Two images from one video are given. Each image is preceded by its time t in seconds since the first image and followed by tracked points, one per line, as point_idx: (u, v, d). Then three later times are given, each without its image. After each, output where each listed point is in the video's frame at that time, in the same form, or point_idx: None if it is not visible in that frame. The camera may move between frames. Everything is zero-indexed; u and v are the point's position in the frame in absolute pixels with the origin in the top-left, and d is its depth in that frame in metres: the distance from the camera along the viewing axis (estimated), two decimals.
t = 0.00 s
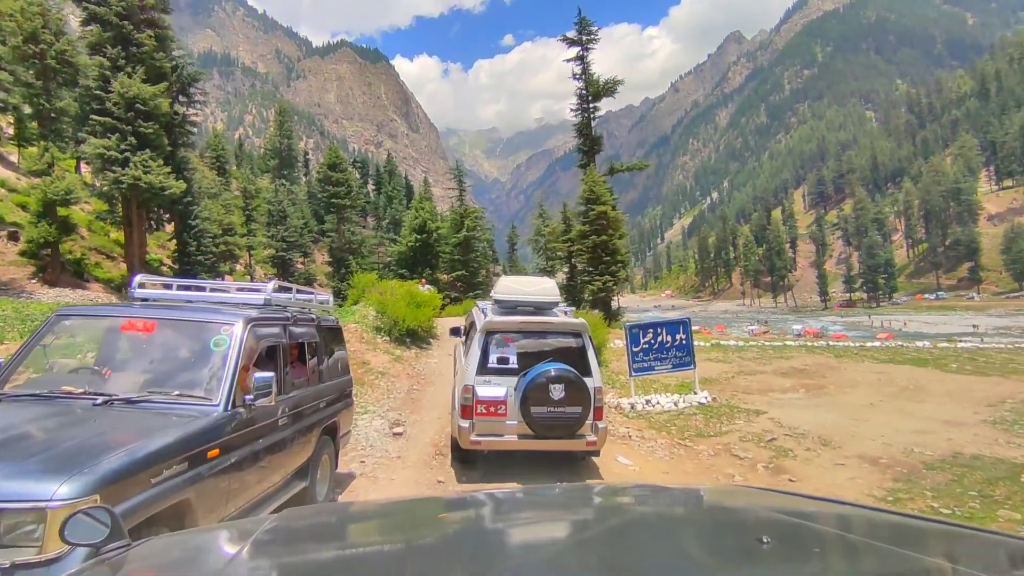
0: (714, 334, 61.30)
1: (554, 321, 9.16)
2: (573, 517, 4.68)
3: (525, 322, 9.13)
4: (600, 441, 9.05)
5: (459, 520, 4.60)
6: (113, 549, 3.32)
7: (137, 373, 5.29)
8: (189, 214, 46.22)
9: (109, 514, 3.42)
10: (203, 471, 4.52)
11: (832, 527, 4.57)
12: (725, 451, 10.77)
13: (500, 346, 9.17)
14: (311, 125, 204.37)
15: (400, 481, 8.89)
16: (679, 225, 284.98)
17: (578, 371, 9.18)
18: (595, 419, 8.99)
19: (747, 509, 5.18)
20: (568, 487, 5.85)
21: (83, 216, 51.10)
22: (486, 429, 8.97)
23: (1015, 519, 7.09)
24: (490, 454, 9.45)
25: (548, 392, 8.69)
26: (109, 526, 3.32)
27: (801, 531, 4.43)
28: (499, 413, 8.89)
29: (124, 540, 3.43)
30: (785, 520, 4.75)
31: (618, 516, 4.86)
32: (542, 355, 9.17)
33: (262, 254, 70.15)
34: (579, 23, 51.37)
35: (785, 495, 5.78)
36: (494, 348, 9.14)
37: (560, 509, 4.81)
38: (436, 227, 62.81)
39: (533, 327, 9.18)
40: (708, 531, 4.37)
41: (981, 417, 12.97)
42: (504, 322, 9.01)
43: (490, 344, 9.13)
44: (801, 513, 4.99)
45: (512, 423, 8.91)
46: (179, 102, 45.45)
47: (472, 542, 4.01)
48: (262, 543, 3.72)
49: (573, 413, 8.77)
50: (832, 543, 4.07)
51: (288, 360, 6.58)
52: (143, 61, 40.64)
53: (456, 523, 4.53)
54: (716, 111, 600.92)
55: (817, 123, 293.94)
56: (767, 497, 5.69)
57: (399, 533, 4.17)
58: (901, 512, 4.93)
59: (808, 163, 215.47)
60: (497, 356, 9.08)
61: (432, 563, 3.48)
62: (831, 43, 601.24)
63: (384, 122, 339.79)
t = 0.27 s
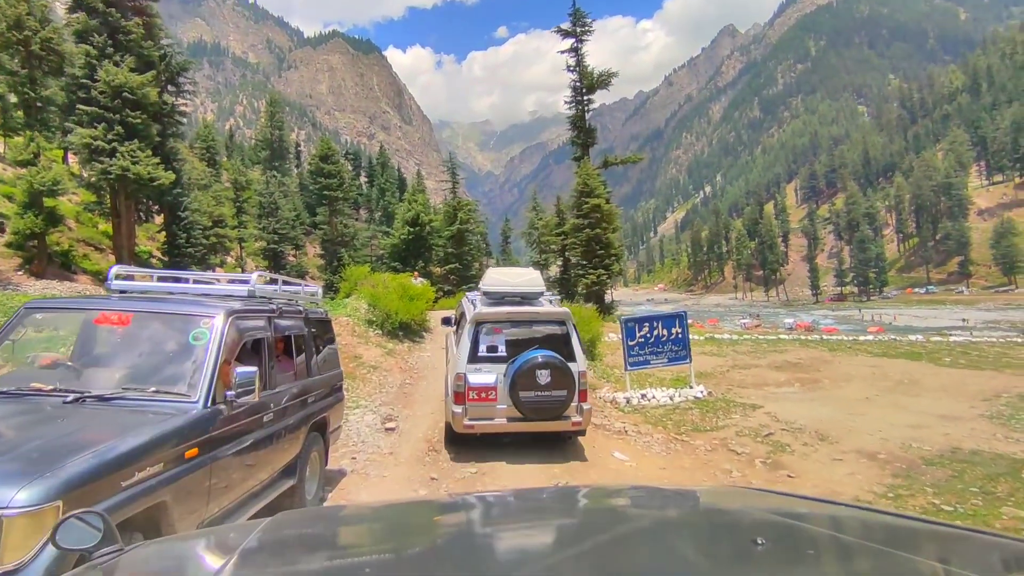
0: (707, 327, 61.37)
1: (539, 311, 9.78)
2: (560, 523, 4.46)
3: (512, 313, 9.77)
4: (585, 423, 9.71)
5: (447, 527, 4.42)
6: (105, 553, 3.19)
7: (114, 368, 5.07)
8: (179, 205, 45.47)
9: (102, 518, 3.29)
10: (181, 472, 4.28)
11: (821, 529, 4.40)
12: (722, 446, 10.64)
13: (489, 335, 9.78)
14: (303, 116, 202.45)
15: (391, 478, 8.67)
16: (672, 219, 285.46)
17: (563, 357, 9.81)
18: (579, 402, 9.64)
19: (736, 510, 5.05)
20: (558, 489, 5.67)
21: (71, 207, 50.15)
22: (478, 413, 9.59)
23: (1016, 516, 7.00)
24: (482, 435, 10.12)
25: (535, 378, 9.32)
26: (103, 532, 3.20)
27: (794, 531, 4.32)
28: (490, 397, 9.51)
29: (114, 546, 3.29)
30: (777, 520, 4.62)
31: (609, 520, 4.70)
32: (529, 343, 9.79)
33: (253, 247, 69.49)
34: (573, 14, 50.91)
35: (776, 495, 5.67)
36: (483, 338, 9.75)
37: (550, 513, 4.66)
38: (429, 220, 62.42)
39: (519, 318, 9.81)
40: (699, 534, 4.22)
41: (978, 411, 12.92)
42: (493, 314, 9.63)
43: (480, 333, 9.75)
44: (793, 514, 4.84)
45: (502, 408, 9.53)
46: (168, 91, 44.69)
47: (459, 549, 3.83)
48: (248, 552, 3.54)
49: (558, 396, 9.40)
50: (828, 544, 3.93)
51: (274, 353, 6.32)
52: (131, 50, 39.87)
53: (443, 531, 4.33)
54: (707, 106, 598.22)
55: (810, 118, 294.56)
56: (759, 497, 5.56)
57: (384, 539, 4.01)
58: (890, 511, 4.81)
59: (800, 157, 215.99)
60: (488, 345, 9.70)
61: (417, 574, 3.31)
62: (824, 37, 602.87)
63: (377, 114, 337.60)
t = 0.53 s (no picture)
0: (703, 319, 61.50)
1: (528, 298, 10.18)
2: (554, 518, 4.36)
3: (503, 300, 10.16)
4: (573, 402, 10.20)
5: (442, 523, 4.33)
6: (118, 546, 3.26)
7: (103, 360, 4.89)
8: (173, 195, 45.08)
9: (113, 512, 3.38)
10: (170, 467, 4.13)
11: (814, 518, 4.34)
12: (721, 440, 10.57)
13: (483, 322, 10.22)
14: (299, 106, 201.59)
15: (388, 471, 8.53)
16: (668, 211, 285.69)
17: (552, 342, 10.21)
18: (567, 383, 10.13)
19: (730, 500, 4.98)
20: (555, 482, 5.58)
21: (63, 197, 49.43)
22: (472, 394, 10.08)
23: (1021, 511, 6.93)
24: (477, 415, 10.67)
25: (525, 360, 9.77)
26: (114, 525, 3.28)
27: (790, 519, 4.28)
28: (483, 379, 9.98)
29: (128, 536, 3.37)
30: (773, 509, 4.55)
31: (606, 514, 4.62)
32: (521, 328, 10.19)
33: (248, 237, 69.03)
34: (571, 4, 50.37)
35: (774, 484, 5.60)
36: (477, 324, 10.18)
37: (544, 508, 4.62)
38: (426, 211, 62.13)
39: (509, 305, 10.21)
40: (695, 526, 4.16)
41: (977, 404, 12.88)
42: (484, 301, 10.05)
43: (473, 320, 10.19)
44: (790, 502, 4.77)
45: (495, 389, 10.02)
46: (161, 80, 44.19)
47: (455, 546, 3.75)
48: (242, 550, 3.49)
49: (546, 378, 9.89)
50: (823, 533, 3.87)
51: (267, 345, 6.14)
52: (123, 38, 39.34)
53: (437, 527, 4.24)
54: (706, 97, 600.48)
55: (807, 111, 294.71)
56: (753, 486, 5.50)
57: (379, 534, 3.93)
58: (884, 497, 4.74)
59: (796, 150, 216.09)
60: (481, 330, 10.15)
61: None
62: (821, 30, 603.09)
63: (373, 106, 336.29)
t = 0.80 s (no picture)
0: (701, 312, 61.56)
1: (526, 286, 10.79)
2: (552, 507, 4.28)
3: (502, 288, 10.76)
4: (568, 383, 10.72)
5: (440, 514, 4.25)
6: (124, 537, 3.31)
7: (96, 350, 4.76)
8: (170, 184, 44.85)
9: (121, 503, 3.47)
10: (163, 461, 4.01)
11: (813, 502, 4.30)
12: (724, 432, 10.48)
13: (482, 308, 10.80)
14: (297, 96, 200.65)
15: (387, 463, 8.42)
16: (667, 204, 285.52)
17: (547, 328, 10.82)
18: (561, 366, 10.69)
19: (729, 487, 4.93)
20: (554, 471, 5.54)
21: (60, 186, 49.02)
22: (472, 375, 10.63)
23: None
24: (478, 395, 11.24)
25: (522, 344, 10.31)
26: (122, 518, 3.37)
27: (795, 505, 4.23)
28: (482, 362, 10.49)
29: (134, 529, 3.33)
30: (779, 497, 4.50)
31: (605, 502, 4.56)
32: (518, 314, 10.81)
33: (246, 228, 68.65)
34: None
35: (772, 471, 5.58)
36: (477, 310, 10.77)
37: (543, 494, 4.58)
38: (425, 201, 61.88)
39: (508, 293, 10.83)
40: (695, 512, 4.11)
41: (979, 397, 12.84)
42: (485, 288, 10.67)
43: (474, 307, 10.77)
44: (789, 487, 4.73)
45: (493, 371, 10.52)
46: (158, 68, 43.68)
47: (454, 536, 3.69)
48: (237, 543, 3.42)
49: (543, 361, 10.41)
50: (823, 518, 3.83)
51: (263, 335, 6.01)
52: (118, 25, 39.06)
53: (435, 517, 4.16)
54: (706, 89, 599.70)
55: (806, 103, 294.39)
56: (751, 472, 5.46)
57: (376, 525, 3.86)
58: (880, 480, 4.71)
59: (796, 143, 215.88)
60: (481, 315, 10.70)
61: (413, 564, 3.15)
62: (822, 22, 601.31)
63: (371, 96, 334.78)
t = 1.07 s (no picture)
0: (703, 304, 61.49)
1: (526, 273, 11.57)
2: (557, 500, 4.25)
3: (504, 274, 11.55)
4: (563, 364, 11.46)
5: (440, 503, 4.26)
6: (146, 520, 3.39)
7: (93, 339, 4.66)
8: (172, 173, 44.66)
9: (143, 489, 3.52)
10: (160, 453, 3.90)
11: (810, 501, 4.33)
12: (728, 426, 10.40)
13: (485, 292, 11.57)
14: (299, 86, 200.32)
15: (390, 456, 8.31)
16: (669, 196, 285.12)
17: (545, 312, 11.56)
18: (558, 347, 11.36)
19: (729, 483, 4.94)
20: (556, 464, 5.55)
21: (61, 175, 48.81)
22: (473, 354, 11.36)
23: None
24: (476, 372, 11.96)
25: (521, 325, 11.00)
26: (143, 501, 3.40)
27: (800, 496, 4.23)
28: (484, 341, 11.22)
29: (148, 514, 3.37)
30: (783, 488, 4.50)
31: (607, 496, 4.53)
32: (517, 298, 11.55)
33: (248, 218, 68.50)
34: None
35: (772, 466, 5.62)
36: (480, 294, 11.55)
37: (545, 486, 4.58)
38: (427, 192, 61.66)
39: (510, 278, 11.59)
40: (699, 506, 4.08)
41: (985, 392, 12.75)
42: (487, 273, 11.47)
43: (477, 290, 11.57)
44: (788, 482, 4.77)
45: (493, 351, 11.20)
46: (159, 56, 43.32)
47: (452, 529, 3.67)
48: (230, 533, 3.37)
49: (539, 342, 11.09)
50: (821, 510, 3.86)
51: (264, 324, 5.90)
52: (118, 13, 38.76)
53: (436, 507, 4.16)
54: (709, 81, 598.26)
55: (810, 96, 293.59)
56: (753, 465, 5.47)
57: (379, 516, 3.84)
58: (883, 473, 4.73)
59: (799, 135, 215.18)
60: (483, 298, 11.46)
61: (415, 555, 3.12)
62: (826, 14, 599.00)
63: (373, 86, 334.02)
